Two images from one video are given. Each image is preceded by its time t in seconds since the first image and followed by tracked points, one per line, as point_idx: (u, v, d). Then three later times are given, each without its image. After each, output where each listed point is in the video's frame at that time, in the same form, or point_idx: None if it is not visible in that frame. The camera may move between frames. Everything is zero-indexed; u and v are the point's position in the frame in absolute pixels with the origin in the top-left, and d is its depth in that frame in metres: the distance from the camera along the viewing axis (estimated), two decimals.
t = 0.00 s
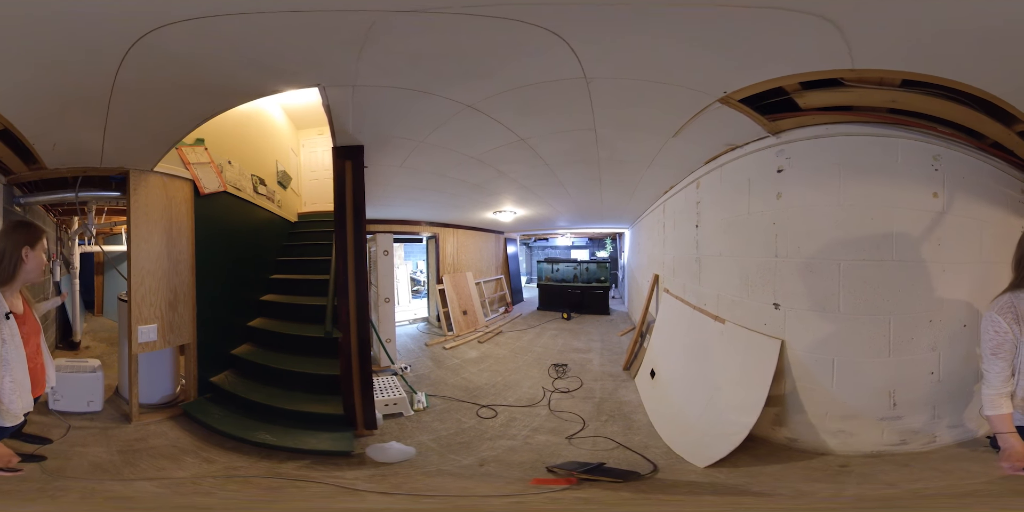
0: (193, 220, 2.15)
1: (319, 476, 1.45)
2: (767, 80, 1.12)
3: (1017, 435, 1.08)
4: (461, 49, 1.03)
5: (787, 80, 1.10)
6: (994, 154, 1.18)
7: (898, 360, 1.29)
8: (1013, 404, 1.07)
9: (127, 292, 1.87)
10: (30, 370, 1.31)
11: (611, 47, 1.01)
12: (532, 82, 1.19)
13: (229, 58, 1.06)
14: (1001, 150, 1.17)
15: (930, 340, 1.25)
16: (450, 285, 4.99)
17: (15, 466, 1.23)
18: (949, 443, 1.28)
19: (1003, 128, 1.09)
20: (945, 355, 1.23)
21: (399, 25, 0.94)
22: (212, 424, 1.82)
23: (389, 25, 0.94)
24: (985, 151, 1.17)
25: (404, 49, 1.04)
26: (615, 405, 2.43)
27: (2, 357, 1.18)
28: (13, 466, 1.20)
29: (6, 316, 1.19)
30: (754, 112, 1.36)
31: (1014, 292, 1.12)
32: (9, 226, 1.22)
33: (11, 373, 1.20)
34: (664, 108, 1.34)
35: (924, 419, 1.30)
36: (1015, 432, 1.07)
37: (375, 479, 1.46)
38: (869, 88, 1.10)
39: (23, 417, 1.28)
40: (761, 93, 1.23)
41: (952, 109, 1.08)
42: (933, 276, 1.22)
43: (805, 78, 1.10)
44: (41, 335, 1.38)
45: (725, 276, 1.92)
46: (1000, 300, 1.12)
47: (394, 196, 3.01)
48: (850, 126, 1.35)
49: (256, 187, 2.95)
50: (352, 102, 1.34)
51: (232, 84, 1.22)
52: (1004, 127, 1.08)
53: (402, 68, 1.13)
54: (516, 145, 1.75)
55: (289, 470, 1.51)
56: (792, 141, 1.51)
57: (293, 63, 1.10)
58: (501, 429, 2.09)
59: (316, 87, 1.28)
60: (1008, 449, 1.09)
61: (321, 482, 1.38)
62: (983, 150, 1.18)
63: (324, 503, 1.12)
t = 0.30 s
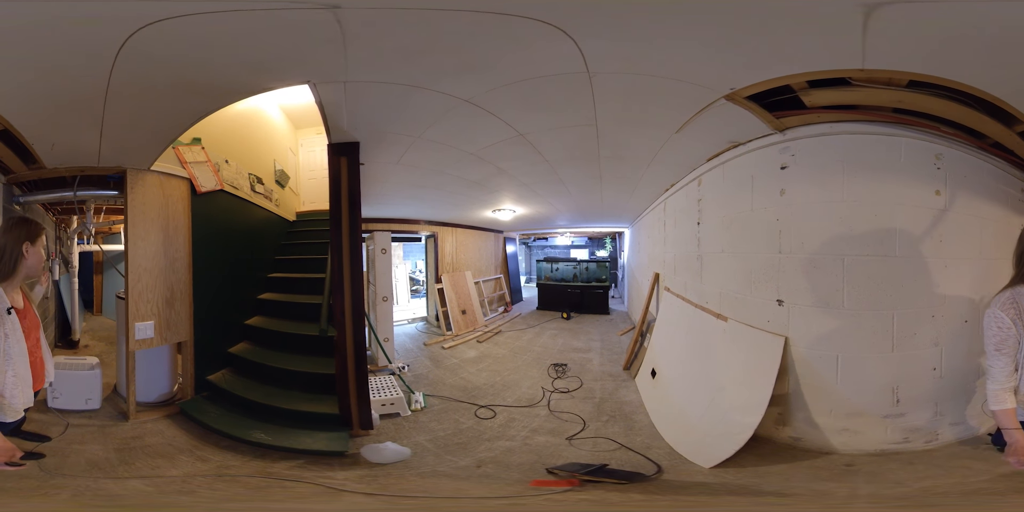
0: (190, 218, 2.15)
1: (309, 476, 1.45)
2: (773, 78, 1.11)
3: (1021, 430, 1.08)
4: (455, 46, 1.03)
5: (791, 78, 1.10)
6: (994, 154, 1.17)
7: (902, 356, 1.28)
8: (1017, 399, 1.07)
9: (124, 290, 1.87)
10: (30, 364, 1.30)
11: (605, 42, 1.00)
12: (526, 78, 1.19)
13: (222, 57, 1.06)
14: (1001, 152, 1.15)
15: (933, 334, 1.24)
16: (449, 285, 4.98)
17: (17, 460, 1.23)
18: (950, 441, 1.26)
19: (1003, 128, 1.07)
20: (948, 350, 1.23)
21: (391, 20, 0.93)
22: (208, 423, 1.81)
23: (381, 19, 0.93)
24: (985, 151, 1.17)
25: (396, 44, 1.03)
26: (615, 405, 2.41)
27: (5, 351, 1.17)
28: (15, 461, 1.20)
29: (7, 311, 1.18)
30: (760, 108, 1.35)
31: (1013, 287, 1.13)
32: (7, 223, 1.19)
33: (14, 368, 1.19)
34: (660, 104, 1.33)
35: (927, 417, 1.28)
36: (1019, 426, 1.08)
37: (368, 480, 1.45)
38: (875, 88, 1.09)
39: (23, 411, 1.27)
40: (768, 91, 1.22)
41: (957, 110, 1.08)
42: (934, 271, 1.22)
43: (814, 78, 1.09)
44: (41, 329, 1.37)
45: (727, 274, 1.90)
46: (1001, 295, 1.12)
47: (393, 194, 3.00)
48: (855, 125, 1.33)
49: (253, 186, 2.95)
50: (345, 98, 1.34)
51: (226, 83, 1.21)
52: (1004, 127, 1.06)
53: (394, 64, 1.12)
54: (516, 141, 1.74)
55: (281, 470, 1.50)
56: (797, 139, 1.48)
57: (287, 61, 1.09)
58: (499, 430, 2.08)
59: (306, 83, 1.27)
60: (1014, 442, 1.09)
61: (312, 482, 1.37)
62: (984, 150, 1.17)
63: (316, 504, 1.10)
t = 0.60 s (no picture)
0: (189, 218, 2.15)
1: (310, 476, 1.45)
2: (772, 78, 1.11)
3: None
4: (453, 46, 1.03)
5: (791, 78, 1.10)
6: (992, 154, 1.17)
7: (902, 356, 1.28)
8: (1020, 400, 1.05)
9: (123, 289, 1.87)
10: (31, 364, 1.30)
11: (603, 42, 1.00)
12: (524, 79, 1.19)
13: (221, 57, 1.06)
14: (1002, 152, 1.15)
15: (933, 334, 1.24)
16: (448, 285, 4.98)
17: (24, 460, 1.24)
18: (950, 441, 1.27)
19: (1003, 128, 1.07)
20: (948, 350, 1.23)
21: (389, 21, 0.94)
22: (208, 423, 1.81)
23: (379, 19, 0.93)
24: (985, 150, 1.17)
25: (394, 44, 1.03)
26: (614, 405, 2.41)
27: (6, 351, 1.17)
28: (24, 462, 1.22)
29: (7, 311, 1.17)
30: (761, 108, 1.34)
31: (1013, 288, 1.12)
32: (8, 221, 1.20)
33: (15, 368, 1.19)
34: (659, 104, 1.33)
35: (927, 417, 1.28)
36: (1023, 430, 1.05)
37: (368, 479, 1.45)
38: (874, 88, 1.09)
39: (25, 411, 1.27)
40: (768, 90, 1.22)
41: (956, 109, 1.07)
42: (933, 268, 1.22)
43: (813, 78, 1.09)
44: (41, 329, 1.38)
45: (727, 274, 1.89)
46: (1003, 295, 1.11)
47: (392, 194, 3.00)
48: (855, 125, 1.33)
49: (253, 185, 2.95)
50: (346, 97, 1.33)
51: (226, 83, 1.21)
52: (1004, 127, 1.07)
53: (392, 65, 1.13)
54: (515, 141, 1.74)
55: (281, 470, 1.51)
56: (796, 138, 1.48)
57: (286, 61, 1.10)
58: (498, 430, 2.08)
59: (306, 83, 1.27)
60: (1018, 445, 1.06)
61: (313, 482, 1.37)
62: (983, 150, 1.17)
63: (314, 503, 1.11)
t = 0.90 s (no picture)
0: (188, 217, 2.15)
1: (310, 477, 1.44)
2: (771, 80, 1.11)
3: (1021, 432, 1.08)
4: (452, 46, 1.03)
5: (791, 80, 1.10)
6: (992, 155, 1.15)
7: (900, 355, 1.28)
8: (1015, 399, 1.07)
9: (122, 289, 1.87)
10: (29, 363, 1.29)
11: (603, 41, 1.00)
12: (524, 78, 1.19)
13: (220, 58, 1.06)
14: (1000, 154, 1.14)
15: (931, 333, 1.24)
16: (448, 284, 4.98)
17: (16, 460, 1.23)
18: (949, 441, 1.27)
19: (1000, 129, 1.07)
20: (946, 350, 1.23)
21: (387, 19, 0.93)
22: (206, 423, 1.81)
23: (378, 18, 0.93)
24: (983, 152, 1.15)
25: (392, 43, 1.02)
26: (614, 405, 2.41)
27: (3, 350, 1.16)
28: (14, 461, 1.19)
29: (5, 310, 1.17)
30: (761, 108, 1.35)
31: (1011, 287, 1.13)
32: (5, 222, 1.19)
33: (13, 368, 1.19)
34: (660, 103, 1.33)
35: (925, 416, 1.28)
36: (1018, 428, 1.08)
37: (368, 480, 1.45)
38: (874, 89, 1.09)
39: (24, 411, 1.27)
40: (769, 91, 1.22)
41: (955, 111, 1.07)
42: (930, 268, 1.22)
43: (811, 79, 1.09)
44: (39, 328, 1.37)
45: (726, 273, 1.90)
46: (999, 294, 1.13)
47: (392, 193, 2.99)
48: (854, 125, 1.33)
49: (252, 185, 2.94)
50: (346, 96, 1.33)
51: (225, 83, 1.21)
52: (1001, 127, 1.06)
53: (391, 65, 1.13)
54: (515, 140, 1.74)
55: (281, 470, 1.50)
56: (797, 139, 1.48)
57: (285, 61, 1.10)
58: (498, 430, 2.08)
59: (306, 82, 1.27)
60: (1013, 444, 1.08)
61: (313, 483, 1.37)
62: (983, 151, 1.15)
63: (312, 503, 1.10)
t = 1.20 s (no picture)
0: (188, 218, 2.13)
1: (312, 477, 1.44)
2: (769, 82, 1.12)
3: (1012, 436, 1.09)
4: (456, 45, 1.03)
5: (788, 83, 1.12)
6: (988, 154, 1.22)
7: (896, 354, 1.30)
8: (1009, 399, 1.09)
9: (121, 290, 1.86)
10: (24, 366, 1.29)
11: (607, 42, 1.00)
12: (527, 78, 1.19)
13: (223, 56, 1.06)
14: (996, 152, 1.22)
15: (927, 333, 1.27)
16: (448, 284, 4.98)
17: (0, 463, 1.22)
18: (945, 441, 1.30)
19: (999, 130, 1.12)
20: (941, 350, 1.26)
21: (392, 17, 0.93)
22: (206, 424, 1.80)
23: (383, 16, 0.93)
24: (980, 151, 1.22)
25: (396, 41, 1.02)
26: (614, 404, 2.42)
27: None
28: None
29: None
30: (757, 113, 1.36)
31: (1005, 288, 1.14)
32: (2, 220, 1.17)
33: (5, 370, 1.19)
34: (664, 103, 1.33)
35: (921, 416, 1.30)
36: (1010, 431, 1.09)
37: (372, 480, 1.44)
38: (866, 92, 1.11)
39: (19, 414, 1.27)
40: (764, 95, 1.24)
41: (944, 111, 1.10)
42: (927, 270, 1.26)
43: (807, 82, 1.11)
44: (35, 331, 1.36)
45: (725, 273, 1.91)
46: (993, 295, 1.14)
47: (393, 193, 2.98)
48: (847, 128, 1.36)
49: (251, 185, 2.92)
50: (350, 96, 1.33)
51: (227, 82, 1.20)
52: (999, 127, 1.11)
53: (394, 63, 1.12)
54: (517, 141, 1.74)
55: (282, 471, 1.50)
56: (794, 142, 1.49)
57: (287, 59, 1.09)
58: (500, 429, 2.08)
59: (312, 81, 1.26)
60: (1001, 445, 1.10)
61: (316, 484, 1.37)
62: (978, 150, 1.22)
63: (315, 503, 1.10)
